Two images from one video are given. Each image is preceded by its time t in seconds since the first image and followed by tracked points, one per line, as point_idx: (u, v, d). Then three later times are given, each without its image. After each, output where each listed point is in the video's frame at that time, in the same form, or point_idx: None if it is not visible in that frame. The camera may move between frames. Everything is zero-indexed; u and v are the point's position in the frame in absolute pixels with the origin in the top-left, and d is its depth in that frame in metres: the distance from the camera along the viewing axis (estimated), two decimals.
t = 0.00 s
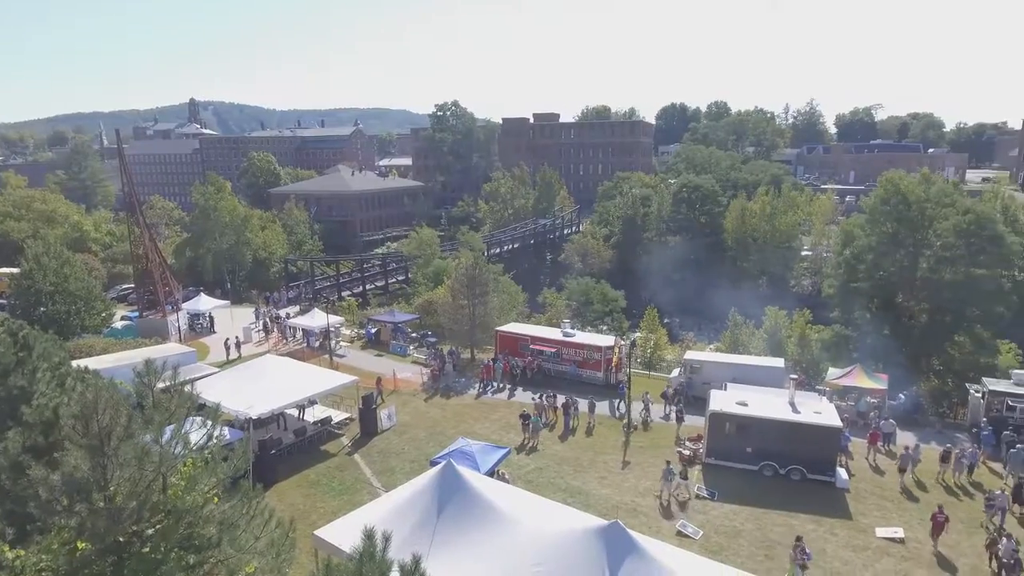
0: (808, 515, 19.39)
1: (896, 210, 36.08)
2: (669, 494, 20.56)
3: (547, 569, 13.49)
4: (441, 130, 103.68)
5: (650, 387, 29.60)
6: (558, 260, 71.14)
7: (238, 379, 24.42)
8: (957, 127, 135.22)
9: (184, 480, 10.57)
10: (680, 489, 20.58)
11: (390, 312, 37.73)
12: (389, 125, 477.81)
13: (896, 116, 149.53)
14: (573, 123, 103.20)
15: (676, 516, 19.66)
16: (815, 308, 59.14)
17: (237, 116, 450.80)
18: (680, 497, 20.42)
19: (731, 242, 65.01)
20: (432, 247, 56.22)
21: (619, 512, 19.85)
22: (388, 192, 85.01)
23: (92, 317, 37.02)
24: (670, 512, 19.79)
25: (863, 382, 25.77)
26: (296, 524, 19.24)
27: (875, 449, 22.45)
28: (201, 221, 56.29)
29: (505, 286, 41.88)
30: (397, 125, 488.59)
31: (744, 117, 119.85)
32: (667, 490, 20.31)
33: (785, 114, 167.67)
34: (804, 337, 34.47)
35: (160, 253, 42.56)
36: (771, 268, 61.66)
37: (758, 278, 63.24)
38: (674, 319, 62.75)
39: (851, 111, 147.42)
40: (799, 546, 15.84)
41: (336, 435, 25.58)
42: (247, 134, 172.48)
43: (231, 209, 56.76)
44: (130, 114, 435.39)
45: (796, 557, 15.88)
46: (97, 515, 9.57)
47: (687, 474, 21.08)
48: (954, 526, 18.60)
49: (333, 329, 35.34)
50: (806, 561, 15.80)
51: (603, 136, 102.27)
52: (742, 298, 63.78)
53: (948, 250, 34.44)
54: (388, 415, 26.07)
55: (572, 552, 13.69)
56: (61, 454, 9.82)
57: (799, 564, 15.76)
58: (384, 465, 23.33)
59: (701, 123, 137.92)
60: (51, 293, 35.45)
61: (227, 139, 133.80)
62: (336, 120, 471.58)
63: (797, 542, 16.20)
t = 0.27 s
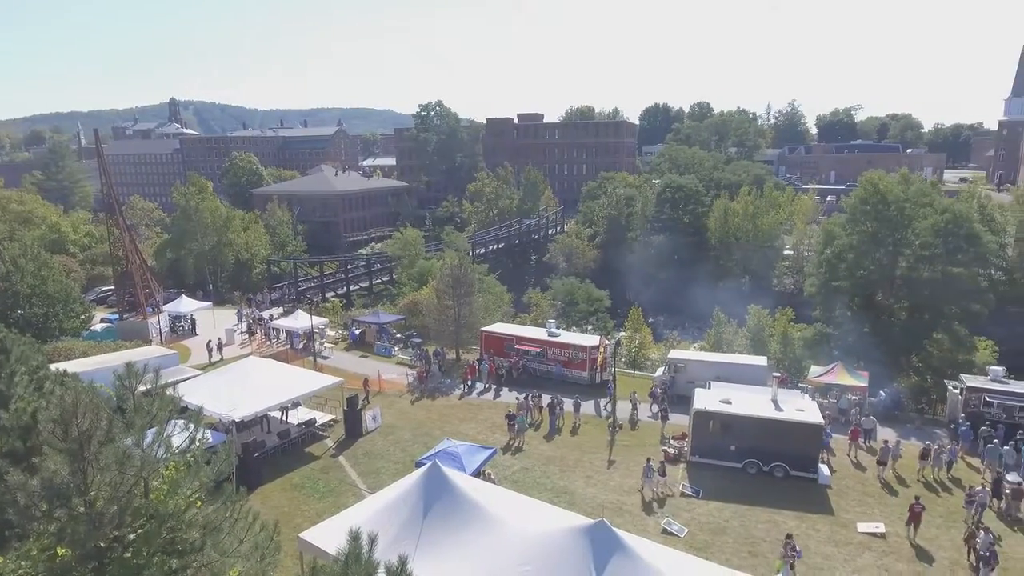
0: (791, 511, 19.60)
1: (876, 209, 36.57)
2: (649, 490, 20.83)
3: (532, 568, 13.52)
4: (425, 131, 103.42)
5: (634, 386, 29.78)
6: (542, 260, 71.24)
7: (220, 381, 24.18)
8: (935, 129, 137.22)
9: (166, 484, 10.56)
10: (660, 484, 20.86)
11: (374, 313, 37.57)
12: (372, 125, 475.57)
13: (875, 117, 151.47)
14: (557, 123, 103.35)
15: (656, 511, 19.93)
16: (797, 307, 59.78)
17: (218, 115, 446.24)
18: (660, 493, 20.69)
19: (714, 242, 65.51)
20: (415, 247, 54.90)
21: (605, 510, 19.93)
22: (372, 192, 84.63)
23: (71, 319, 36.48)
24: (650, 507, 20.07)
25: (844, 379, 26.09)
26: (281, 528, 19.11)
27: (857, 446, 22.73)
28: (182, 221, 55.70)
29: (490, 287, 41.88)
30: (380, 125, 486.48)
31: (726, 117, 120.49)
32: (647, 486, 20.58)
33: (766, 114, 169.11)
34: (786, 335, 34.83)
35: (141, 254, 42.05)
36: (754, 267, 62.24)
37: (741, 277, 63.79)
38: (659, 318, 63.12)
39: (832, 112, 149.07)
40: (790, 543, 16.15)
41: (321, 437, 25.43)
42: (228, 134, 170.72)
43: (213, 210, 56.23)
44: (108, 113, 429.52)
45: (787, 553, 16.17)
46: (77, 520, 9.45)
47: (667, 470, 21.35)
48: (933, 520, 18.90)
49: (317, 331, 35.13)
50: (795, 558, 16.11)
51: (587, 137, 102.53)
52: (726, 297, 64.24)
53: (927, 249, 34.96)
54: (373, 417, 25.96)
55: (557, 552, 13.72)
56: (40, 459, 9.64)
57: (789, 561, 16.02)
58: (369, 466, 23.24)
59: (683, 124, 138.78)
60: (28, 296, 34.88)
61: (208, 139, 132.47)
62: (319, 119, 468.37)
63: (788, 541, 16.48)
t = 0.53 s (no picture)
0: (771, 507, 19.84)
1: (851, 208, 37.14)
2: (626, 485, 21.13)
3: (515, 568, 13.54)
4: (405, 131, 102.97)
5: (615, 385, 29.92)
6: (523, 260, 71.28)
7: (197, 384, 23.86)
8: (908, 129, 139.72)
9: (143, 489, 10.45)
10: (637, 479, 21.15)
11: (354, 315, 37.30)
12: (351, 125, 472.32)
13: (850, 117, 153.77)
14: (537, 123, 103.45)
15: (632, 505, 20.24)
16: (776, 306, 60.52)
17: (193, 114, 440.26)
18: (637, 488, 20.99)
19: (694, 241, 66.01)
20: (396, 248, 54.72)
21: (587, 509, 20.02)
22: (351, 193, 84.07)
23: (43, 323, 35.78)
24: (626, 502, 20.39)
25: (821, 376, 26.47)
26: (262, 532, 18.92)
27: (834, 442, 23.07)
28: (158, 222, 54.90)
29: (472, 287, 41.80)
30: (358, 125, 483.38)
31: (705, 118, 121.51)
32: (624, 480, 20.88)
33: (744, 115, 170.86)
34: (764, 333, 35.25)
35: (115, 256, 41.38)
36: (733, 266, 62.86)
37: (720, 276, 64.40)
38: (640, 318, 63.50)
39: (807, 112, 151.01)
40: (775, 540, 16.13)
41: (301, 440, 25.21)
42: (205, 133, 168.49)
43: (189, 211, 55.47)
44: (80, 113, 421.82)
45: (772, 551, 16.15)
46: (52, 527, 9.26)
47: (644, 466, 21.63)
48: (909, 514, 19.26)
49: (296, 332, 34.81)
50: (781, 555, 16.09)
51: (567, 137, 102.79)
52: (705, 295, 64.82)
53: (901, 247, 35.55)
54: (353, 419, 25.78)
55: (540, 551, 13.76)
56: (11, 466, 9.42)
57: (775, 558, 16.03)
58: (351, 468, 23.10)
59: (662, 124, 139.73)
60: None
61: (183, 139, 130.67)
62: (297, 119, 464.13)
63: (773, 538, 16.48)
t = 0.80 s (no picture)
0: (752, 504, 20.06)
1: (830, 208, 37.62)
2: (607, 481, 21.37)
3: (501, 568, 13.54)
4: (387, 131, 102.52)
5: (599, 384, 30.05)
6: (506, 260, 71.30)
7: (177, 387, 23.55)
8: (885, 130, 141.90)
9: (123, 493, 10.27)
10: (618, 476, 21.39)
11: (337, 316, 37.07)
12: (332, 125, 469.20)
13: (829, 118, 155.83)
14: (520, 124, 103.60)
15: (613, 502, 20.48)
16: (758, 305, 61.18)
17: (171, 114, 434.73)
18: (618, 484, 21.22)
19: (676, 240, 66.42)
20: (379, 248, 54.71)
21: (572, 508, 20.08)
22: (333, 193, 83.53)
23: (18, 326, 35.13)
24: (606, 498, 20.63)
25: (802, 374, 26.78)
26: (244, 535, 18.73)
27: (814, 438, 23.38)
28: (136, 224, 54.16)
29: (455, 287, 41.75)
30: (339, 125, 480.51)
31: (686, 118, 122.36)
32: (605, 477, 21.14)
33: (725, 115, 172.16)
34: (746, 332, 35.61)
35: (92, 258, 40.76)
36: (715, 265, 63.42)
37: (702, 275, 64.92)
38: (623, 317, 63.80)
39: (787, 113, 152.70)
40: (763, 539, 16.21)
41: (284, 442, 25.00)
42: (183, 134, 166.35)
43: (168, 212, 54.75)
44: (55, 112, 414.73)
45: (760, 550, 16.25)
46: (29, 534, 9.10)
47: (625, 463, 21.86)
48: (888, 508, 19.55)
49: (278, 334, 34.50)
50: (769, 554, 16.19)
51: (550, 137, 103.01)
52: (687, 294, 65.34)
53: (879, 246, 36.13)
54: (337, 421, 25.63)
55: (525, 551, 13.77)
56: None
57: (763, 557, 16.15)
58: (335, 470, 22.95)
59: (644, 125, 140.52)
60: None
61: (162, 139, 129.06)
62: (277, 119, 460.15)
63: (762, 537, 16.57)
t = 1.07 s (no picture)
0: (737, 501, 20.22)
1: (813, 208, 38.03)
2: (589, 478, 21.63)
3: (489, 568, 13.54)
4: (372, 131, 102.18)
5: (585, 384, 30.15)
6: (492, 260, 71.28)
7: (159, 390, 23.28)
8: (866, 130, 143.67)
9: (105, 498, 10.15)
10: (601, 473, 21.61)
11: (322, 317, 36.85)
12: (316, 125, 466.40)
13: (811, 118, 157.48)
14: (505, 124, 103.63)
15: (595, 498, 20.71)
16: (742, 304, 61.66)
17: (152, 113, 429.71)
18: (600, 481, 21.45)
19: (662, 240, 66.67)
20: (364, 250, 54.36)
21: (559, 507, 20.12)
22: (318, 194, 83.02)
23: None
24: (588, 494, 20.87)
25: (785, 371, 27.02)
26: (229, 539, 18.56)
27: (798, 436, 23.61)
28: (117, 225, 53.48)
29: (441, 288, 41.67)
30: (323, 125, 477.83)
31: (670, 119, 123.08)
32: (586, 473, 21.40)
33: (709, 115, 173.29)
34: (731, 331, 35.91)
35: (72, 260, 40.19)
36: (700, 265, 63.88)
37: (687, 274, 65.32)
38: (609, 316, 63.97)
39: (769, 114, 154.04)
40: (755, 538, 16.41)
41: (269, 445, 24.81)
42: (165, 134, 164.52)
43: (150, 213, 54.12)
44: (32, 112, 408.32)
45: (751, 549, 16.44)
46: (8, 540, 8.96)
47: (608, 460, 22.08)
48: (871, 504, 19.78)
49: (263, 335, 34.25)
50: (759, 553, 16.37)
51: (535, 137, 103.10)
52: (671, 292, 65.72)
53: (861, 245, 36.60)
54: (323, 422, 25.48)
55: (512, 551, 13.78)
56: None
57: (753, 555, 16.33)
58: (320, 472, 22.81)
59: (629, 125, 141.19)
60: None
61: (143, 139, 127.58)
62: (260, 119, 456.57)
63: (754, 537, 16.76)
